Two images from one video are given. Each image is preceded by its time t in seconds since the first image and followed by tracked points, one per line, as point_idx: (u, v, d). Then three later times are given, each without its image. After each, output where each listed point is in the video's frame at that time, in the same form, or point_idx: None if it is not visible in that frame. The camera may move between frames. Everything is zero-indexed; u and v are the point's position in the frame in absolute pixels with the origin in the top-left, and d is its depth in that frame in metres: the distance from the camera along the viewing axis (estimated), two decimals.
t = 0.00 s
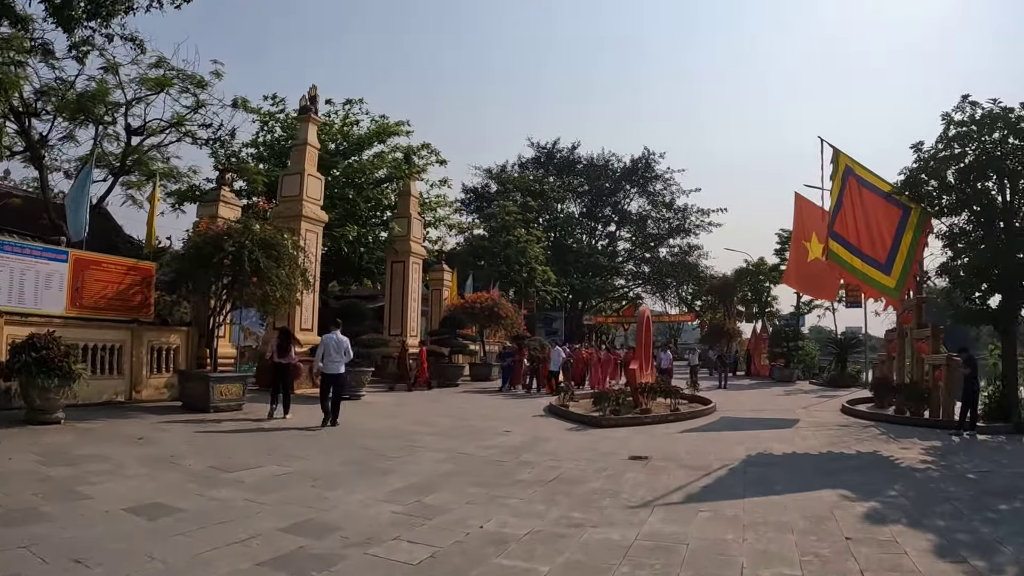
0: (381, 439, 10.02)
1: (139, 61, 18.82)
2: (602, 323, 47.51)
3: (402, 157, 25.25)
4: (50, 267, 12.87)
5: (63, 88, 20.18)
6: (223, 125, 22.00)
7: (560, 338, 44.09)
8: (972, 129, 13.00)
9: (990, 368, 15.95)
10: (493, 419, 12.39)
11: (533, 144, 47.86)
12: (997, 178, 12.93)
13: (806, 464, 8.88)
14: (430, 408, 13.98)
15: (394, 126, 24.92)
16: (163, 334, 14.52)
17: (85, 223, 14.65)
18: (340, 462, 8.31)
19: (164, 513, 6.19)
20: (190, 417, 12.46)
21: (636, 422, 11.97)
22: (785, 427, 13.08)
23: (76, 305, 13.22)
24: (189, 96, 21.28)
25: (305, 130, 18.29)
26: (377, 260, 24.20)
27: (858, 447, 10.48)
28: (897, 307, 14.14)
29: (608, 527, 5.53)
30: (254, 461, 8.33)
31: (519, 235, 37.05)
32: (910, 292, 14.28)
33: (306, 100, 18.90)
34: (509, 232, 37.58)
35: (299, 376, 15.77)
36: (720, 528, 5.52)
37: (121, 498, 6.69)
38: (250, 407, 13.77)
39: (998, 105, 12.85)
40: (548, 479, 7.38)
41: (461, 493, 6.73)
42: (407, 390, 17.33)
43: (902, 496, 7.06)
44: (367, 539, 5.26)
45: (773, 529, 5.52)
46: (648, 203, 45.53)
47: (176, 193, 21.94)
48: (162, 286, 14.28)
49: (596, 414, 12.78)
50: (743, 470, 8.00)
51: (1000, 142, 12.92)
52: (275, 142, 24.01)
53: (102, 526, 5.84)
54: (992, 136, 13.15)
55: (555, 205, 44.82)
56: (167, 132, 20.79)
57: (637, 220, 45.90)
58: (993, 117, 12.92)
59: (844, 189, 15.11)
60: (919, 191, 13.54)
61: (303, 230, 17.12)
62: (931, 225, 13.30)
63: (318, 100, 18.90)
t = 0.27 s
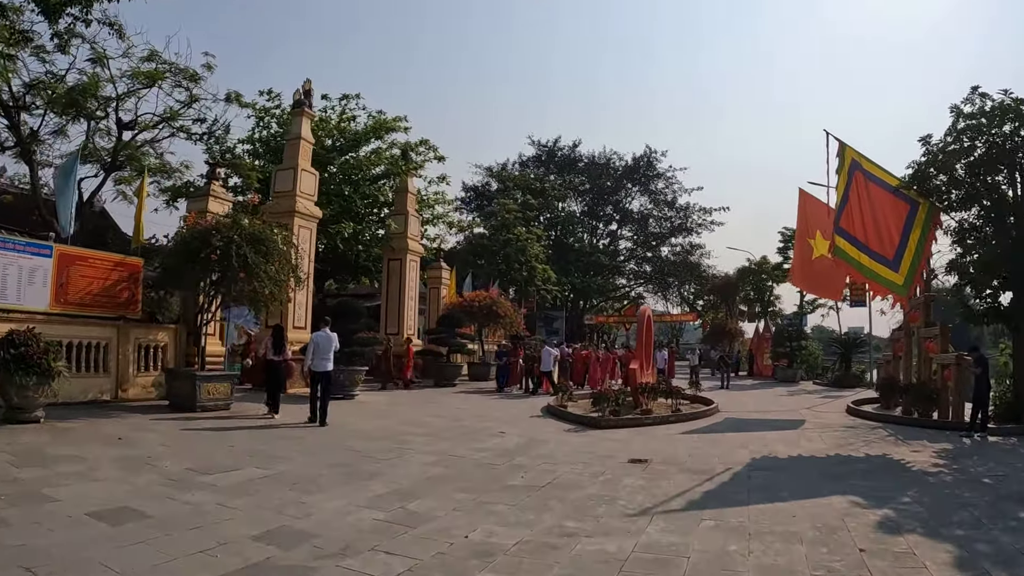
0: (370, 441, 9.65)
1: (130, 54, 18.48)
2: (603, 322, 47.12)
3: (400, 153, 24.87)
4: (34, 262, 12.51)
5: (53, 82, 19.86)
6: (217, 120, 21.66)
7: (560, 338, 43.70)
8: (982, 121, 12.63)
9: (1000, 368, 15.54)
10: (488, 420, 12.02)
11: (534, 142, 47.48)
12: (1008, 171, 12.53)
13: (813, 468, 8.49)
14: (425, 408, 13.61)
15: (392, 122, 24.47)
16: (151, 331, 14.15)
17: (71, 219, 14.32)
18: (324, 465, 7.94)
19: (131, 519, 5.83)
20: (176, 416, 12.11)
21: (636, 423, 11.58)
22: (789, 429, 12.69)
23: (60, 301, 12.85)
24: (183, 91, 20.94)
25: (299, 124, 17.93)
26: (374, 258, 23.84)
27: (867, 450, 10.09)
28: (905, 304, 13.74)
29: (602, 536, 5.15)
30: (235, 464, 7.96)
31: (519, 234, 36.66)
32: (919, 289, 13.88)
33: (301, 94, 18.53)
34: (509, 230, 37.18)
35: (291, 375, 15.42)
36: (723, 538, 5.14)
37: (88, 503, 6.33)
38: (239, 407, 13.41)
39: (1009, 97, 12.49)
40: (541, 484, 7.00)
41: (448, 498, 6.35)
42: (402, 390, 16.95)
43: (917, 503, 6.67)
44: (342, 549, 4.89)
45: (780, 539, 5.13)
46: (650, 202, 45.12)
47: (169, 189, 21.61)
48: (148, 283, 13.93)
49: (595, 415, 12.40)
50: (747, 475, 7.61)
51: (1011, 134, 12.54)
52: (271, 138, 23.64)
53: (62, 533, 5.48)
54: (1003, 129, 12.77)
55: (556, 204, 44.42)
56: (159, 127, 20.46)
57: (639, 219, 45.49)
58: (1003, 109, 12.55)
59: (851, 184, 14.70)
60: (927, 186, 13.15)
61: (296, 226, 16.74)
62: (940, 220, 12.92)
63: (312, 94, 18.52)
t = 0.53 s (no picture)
0: (358, 449, 9.26)
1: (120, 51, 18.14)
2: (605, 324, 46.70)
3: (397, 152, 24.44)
4: (16, 263, 12.17)
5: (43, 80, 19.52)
6: (211, 119, 21.31)
7: (562, 340, 43.26)
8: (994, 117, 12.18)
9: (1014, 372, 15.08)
10: (483, 426, 11.61)
11: (535, 142, 47.06)
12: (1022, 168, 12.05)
13: (823, 480, 8.05)
14: (419, 413, 13.21)
15: (389, 120, 23.99)
16: (138, 334, 13.76)
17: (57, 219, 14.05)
18: (306, 475, 7.53)
19: (91, 536, 5.43)
20: (161, 422, 11.72)
21: (636, 430, 11.17)
22: (796, 435, 12.26)
23: (43, 303, 12.49)
24: (176, 89, 20.59)
25: (293, 122, 17.54)
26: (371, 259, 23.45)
27: (878, 459, 9.64)
28: (916, 306, 13.29)
29: (596, 560, 4.74)
30: (213, 475, 7.56)
31: (519, 234, 36.23)
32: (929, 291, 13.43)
33: (294, 91, 18.12)
34: (509, 230, 36.75)
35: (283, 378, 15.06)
36: (728, 562, 4.72)
37: (49, 518, 5.94)
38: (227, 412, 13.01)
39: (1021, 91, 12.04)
40: (534, 498, 6.59)
41: (433, 515, 5.94)
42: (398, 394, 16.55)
43: (936, 521, 6.23)
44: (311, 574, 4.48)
45: (790, 564, 4.70)
46: (652, 202, 44.65)
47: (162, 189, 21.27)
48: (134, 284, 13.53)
49: (595, 421, 11.99)
50: (754, 488, 7.18)
51: None
52: (266, 137, 23.27)
53: (13, 551, 5.10)
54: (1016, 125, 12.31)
55: (558, 204, 43.97)
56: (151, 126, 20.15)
57: (641, 219, 45.03)
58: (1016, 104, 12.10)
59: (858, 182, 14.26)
60: (937, 183, 12.69)
61: (289, 226, 16.34)
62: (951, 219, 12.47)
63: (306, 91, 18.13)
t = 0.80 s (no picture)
0: (342, 449, 8.86)
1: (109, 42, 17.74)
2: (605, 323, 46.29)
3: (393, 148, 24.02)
4: None
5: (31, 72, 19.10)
6: (203, 112, 20.91)
7: (560, 339, 42.83)
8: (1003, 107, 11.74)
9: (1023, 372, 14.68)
10: (475, 425, 11.21)
11: (535, 140, 46.60)
12: None
13: (830, 483, 7.64)
14: (410, 412, 12.81)
15: (384, 115, 23.55)
16: (121, 329, 13.36)
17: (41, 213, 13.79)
18: (283, 477, 7.14)
19: (40, 541, 5.05)
20: (141, 420, 11.33)
21: (634, 430, 10.77)
22: (798, 436, 11.86)
23: (23, 296, 12.18)
24: (167, 81, 20.16)
25: (284, 115, 17.14)
26: (366, 256, 23.03)
27: (885, 462, 9.23)
28: (924, 302, 12.89)
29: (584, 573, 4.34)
30: (184, 475, 7.17)
31: (517, 232, 35.80)
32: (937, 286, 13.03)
33: (286, 83, 17.71)
34: (507, 228, 36.32)
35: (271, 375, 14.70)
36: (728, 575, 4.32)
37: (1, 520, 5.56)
38: (212, 410, 12.64)
39: None
40: (522, 502, 6.19)
41: (412, 520, 5.54)
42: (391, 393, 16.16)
43: (951, 529, 5.82)
44: None
45: None
46: (652, 201, 44.21)
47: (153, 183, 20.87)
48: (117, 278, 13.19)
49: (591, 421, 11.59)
50: (757, 492, 6.77)
51: None
52: (259, 131, 22.86)
53: None
54: None
55: (557, 202, 43.53)
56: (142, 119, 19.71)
57: (641, 218, 44.61)
58: None
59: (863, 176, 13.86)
60: (945, 176, 12.27)
61: (279, 221, 15.94)
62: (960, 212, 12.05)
63: (298, 84, 17.74)
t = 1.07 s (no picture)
0: (327, 456, 8.47)
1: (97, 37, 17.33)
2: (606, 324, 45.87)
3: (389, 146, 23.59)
4: None
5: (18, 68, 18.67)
6: (196, 109, 20.52)
7: (561, 340, 42.44)
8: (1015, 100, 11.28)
9: None
10: (469, 431, 10.81)
11: (535, 140, 46.17)
12: None
13: (839, 496, 7.24)
14: (402, 416, 12.42)
15: (380, 112, 23.06)
16: (105, 331, 12.96)
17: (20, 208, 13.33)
18: (259, 488, 6.75)
19: None
20: (122, 424, 10.94)
21: (633, 436, 10.37)
22: (803, 442, 11.46)
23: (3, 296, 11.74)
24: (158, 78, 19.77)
25: (276, 111, 16.73)
26: (362, 256, 22.63)
27: (896, 472, 8.82)
28: (935, 303, 12.47)
29: None
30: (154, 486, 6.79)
31: (517, 232, 35.39)
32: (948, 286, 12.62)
33: (278, 79, 17.29)
34: (507, 228, 35.90)
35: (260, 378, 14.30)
36: None
37: None
38: (197, 413, 12.26)
39: None
40: (510, 517, 5.79)
41: (390, 538, 5.15)
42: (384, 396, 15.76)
43: (972, 549, 5.41)
44: None
45: None
46: (653, 201, 43.80)
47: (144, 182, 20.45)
48: (100, 278, 12.74)
49: (588, 426, 11.17)
50: (761, 507, 6.37)
51: None
52: (253, 130, 22.46)
53: None
54: None
55: (558, 202, 43.11)
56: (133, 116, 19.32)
57: (642, 218, 44.18)
58: None
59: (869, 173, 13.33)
60: (954, 173, 11.84)
61: (270, 220, 15.53)
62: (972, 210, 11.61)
63: (291, 80, 17.34)
